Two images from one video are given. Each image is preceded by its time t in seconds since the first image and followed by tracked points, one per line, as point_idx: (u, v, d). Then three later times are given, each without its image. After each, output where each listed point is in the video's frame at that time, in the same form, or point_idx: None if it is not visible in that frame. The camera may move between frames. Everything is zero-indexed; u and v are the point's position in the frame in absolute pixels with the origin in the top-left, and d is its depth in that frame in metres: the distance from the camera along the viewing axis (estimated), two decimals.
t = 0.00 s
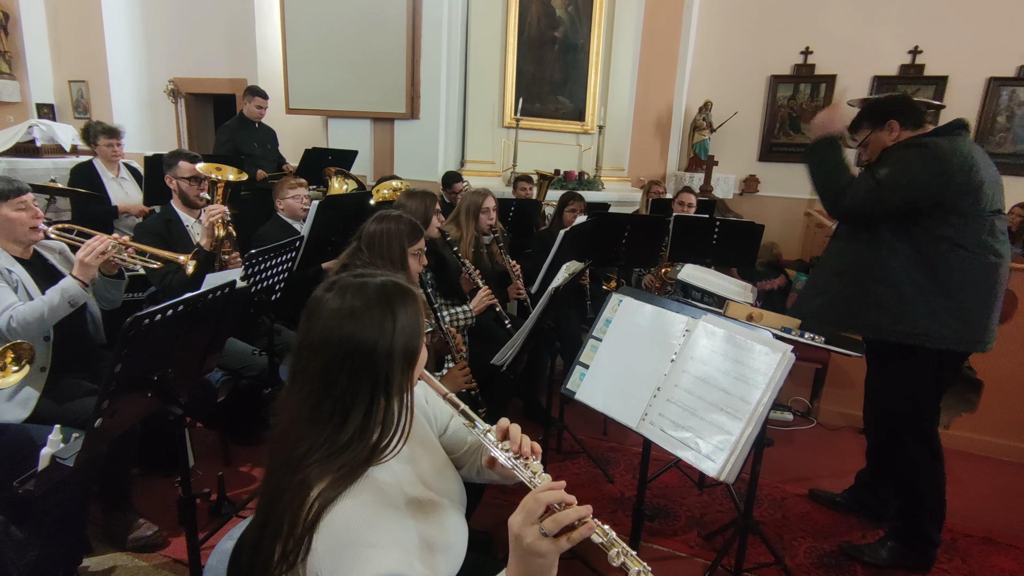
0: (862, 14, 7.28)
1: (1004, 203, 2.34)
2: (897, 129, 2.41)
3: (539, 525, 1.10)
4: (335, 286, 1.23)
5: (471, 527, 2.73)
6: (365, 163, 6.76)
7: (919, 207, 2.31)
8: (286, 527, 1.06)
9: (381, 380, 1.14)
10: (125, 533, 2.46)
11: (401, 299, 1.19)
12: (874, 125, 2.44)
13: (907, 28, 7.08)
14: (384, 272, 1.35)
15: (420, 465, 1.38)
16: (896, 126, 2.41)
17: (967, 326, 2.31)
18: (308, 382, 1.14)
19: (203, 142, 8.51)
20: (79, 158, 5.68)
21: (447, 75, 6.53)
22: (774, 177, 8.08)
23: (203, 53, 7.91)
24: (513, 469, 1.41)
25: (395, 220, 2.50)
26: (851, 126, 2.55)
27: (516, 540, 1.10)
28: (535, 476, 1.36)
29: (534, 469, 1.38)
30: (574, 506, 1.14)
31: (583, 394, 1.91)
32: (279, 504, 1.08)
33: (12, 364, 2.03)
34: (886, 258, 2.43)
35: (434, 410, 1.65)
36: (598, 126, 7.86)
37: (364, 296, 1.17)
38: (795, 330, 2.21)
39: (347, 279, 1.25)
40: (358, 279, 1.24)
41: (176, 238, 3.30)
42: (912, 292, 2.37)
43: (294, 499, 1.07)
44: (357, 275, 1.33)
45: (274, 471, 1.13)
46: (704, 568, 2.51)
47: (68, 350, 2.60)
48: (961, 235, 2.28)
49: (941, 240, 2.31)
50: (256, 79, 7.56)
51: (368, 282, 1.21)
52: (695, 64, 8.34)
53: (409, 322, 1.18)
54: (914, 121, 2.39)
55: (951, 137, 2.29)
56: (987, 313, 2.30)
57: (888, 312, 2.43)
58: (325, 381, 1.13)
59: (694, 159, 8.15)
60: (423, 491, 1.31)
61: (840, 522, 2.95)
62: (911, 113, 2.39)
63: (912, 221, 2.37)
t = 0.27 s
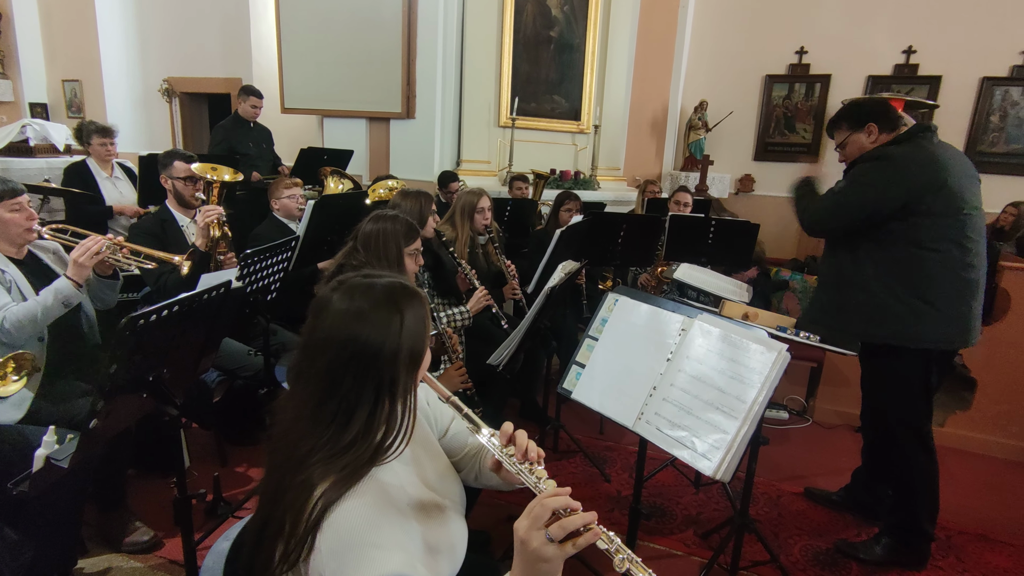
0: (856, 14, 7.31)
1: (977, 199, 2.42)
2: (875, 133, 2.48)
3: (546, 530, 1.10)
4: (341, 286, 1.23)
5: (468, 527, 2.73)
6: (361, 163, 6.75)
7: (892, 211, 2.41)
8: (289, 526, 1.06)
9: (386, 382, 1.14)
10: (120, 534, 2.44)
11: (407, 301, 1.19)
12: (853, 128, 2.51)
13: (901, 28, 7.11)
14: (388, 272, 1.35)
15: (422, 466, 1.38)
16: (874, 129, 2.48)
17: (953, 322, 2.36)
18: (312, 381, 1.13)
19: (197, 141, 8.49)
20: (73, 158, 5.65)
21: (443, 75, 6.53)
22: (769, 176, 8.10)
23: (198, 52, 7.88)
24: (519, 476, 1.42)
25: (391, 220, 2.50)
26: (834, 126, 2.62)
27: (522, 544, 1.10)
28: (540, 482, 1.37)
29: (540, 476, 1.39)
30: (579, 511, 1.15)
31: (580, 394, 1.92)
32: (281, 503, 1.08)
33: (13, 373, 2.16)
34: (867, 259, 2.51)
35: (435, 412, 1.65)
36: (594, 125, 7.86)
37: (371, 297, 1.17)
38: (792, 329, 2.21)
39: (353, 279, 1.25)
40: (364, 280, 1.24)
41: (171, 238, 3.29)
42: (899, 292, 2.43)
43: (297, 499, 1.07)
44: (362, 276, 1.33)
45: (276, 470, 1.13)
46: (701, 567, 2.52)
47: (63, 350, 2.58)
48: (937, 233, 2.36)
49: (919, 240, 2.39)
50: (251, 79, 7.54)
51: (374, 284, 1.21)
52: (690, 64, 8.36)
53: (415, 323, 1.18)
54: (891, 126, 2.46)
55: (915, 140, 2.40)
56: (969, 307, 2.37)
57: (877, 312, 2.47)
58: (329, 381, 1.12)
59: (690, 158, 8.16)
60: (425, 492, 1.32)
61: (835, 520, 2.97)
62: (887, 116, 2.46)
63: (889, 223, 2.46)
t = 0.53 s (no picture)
0: (853, 14, 7.32)
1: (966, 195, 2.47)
2: (868, 133, 2.50)
3: (550, 528, 1.10)
4: (346, 286, 1.23)
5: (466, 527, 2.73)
6: (358, 162, 6.74)
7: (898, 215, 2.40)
8: (292, 525, 1.06)
9: (391, 381, 1.15)
10: (118, 534, 2.44)
11: (413, 301, 1.20)
12: (846, 128, 2.53)
13: (897, 28, 7.13)
14: (393, 272, 1.36)
15: (425, 467, 1.39)
16: (867, 129, 2.50)
17: (950, 318, 2.40)
18: (318, 381, 1.15)
19: (194, 141, 8.46)
20: (70, 158, 5.63)
21: (440, 75, 6.53)
22: (766, 176, 8.12)
23: (194, 52, 7.86)
24: (522, 475, 1.42)
25: (390, 220, 2.50)
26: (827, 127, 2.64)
27: (525, 544, 1.10)
28: (544, 481, 1.37)
29: (544, 475, 1.39)
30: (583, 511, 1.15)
31: (577, 393, 1.92)
32: (285, 502, 1.08)
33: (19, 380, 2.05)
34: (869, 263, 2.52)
35: (436, 412, 1.65)
36: (591, 125, 7.86)
37: (377, 297, 1.17)
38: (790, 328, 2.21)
39: (358, 279, 1.26)
40: (369, 280, 1.24)
41: (168, 238, 3.28)
42: (898, 292, 2.44)
43: (301, 497, 1.07)
44: (367, 276, 1.34)
45: (281, 469, 1.14)
46: (699, 567, 2.52)
47: (60, 350, 2.58)
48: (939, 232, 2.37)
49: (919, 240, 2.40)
50: (248, 78, 7.52)
51: (379, 283, 1.21)
52: (687, 64, 8.37)
53: (420, 323, 1.19)
54: (883, 125, 2.48)
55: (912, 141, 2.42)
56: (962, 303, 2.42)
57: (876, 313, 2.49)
58: (336, 380, 1.14)
59: (687, 158, 8.17)
60: (428, 493, 1.32)
61: (832, 518, 2.97)
62: (879, 116, 2.48)
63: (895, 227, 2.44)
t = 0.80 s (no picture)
0: (851, 13, 7.33)
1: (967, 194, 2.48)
2: (881, 126, 2.40)
3: (551, 531, 1.10)
4: (350, 286, 1.23)
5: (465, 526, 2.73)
6: (357, 162, 6.73)
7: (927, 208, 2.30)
8: (294, 524, 1.06)
9: (394, 380, 1.15)
10: (117, 534, 2.45)
11: (417, 300, 1.20)
12: (862, 120, 2.41)
13: (895, 27, 7.14)
14: (397, 272, 1.36)
15: (426, 468, 1.39)
16: (880, 122, 2.40)
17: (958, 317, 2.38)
18: (322, 380, 1.15)
19: (193, 141, 8.45)
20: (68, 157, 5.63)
21: (440, 74, 6.52)
22: (765, 175, 8.12)
23: (193, 51, 7.85)
24: (523, 476, 1.42)
25: (389, 220, 2.50)
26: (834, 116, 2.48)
27: (526, 546, 1.10)
28: (545, 483, 1.37)
29: (545, 477, 1.39)
30: (584, 513, 1.15)
31: (576, 392, 1.92)
32: (287, 501, 1.08)
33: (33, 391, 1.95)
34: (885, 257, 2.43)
35: (438, 414, 1.65)
36: (590, 124, 7.86)
37: (381, 297, 1.17)
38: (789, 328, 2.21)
39: (363, 279, 1.25)
40: (373, 279, 1.24)
41: (167, 238, 3.28)
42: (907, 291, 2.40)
43: (304, 497, 1.07)
44: (372, 275, 1.34)
45: (283, 467, 1.14)
46: (698, 566, 2.52)
47: (58, 350, 2.58)
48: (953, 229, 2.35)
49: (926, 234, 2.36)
50: (247, 78, 7.51)
51: (384, 283, 1.21)
52: (687, 63, 8.37)
53: (424, 323, 1.19)
54: (894, 120, 2.43)
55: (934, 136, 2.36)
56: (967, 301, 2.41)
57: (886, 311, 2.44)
58: (340, 379, 1.14)
59: (686, 157, 8.16)
60: (430, 494, 1.32)
61: (831, 517, 2.98)
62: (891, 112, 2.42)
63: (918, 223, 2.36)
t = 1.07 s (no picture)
0: (851, 12, 7.33)
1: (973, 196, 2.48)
2: (886, 126, 2.42)
3: (551, 530, 1.10)
4: (350, 286, 1.23)
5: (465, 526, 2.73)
6: (357, 162, 6.73)
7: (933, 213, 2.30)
8: (294, 525, 1.06)
9: (394, 381, 1.15)
10: (117, 535, 2.45)
11: (417, 300, 1.20)
12: (865, 118, 2.43)
13: (895, 26, 7.14)
14: (398, 272, 1.36)
15: (425, 468, 1.39)
16: (885, 122, 2.42)
17: (964, 320, 2.38)
18: (322, 380, 1.16)
19: (193, 141, 8.45)
20: (68, 158, 5.62)
21: (439, 74, 6.52)
22: (765, 175, 8.12)
23: (192, 51, 7.85)
24: (523, 475, 1.42)
25: (389, 220, 2.49)
26: (841, 116, 2.54)
27: (526, 545, 1.10)
28: (545, 482, 1.37)
29: (544, 475, 1.39)
30: (583, 512, 1.15)
31: (576, 392, 1.92)
32: (287, 501, 1.08)
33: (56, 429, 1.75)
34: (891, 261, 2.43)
35: (438, 414, 1.65)
36: (590, 124, 7.86)
37: (382, 296, 1.17)
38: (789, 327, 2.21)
39: (363, 279, 1.25)
40: (373, 279, 1.24)
41: (167, 238, 3.28)
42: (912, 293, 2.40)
43: (303, 497, 1.07)
44: (372, 275, 1.33)
45: (284, 468, 1.14)
46: (698, 565, 2.52)
47: (59, 351, 2.58)
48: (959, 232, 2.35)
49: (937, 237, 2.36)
50: (246, 78, 7.51)
51: (384, 283, 1.21)
52: (686, 62, 8.36)
53: (424, 323, 1.19)
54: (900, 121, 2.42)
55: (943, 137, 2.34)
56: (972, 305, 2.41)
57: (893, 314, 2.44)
58: (340, 380, 1.14)
59: (686, 157, 8.16)
60: (429, 494, 1.32)
61: (831, 517, 2.98)
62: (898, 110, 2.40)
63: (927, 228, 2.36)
